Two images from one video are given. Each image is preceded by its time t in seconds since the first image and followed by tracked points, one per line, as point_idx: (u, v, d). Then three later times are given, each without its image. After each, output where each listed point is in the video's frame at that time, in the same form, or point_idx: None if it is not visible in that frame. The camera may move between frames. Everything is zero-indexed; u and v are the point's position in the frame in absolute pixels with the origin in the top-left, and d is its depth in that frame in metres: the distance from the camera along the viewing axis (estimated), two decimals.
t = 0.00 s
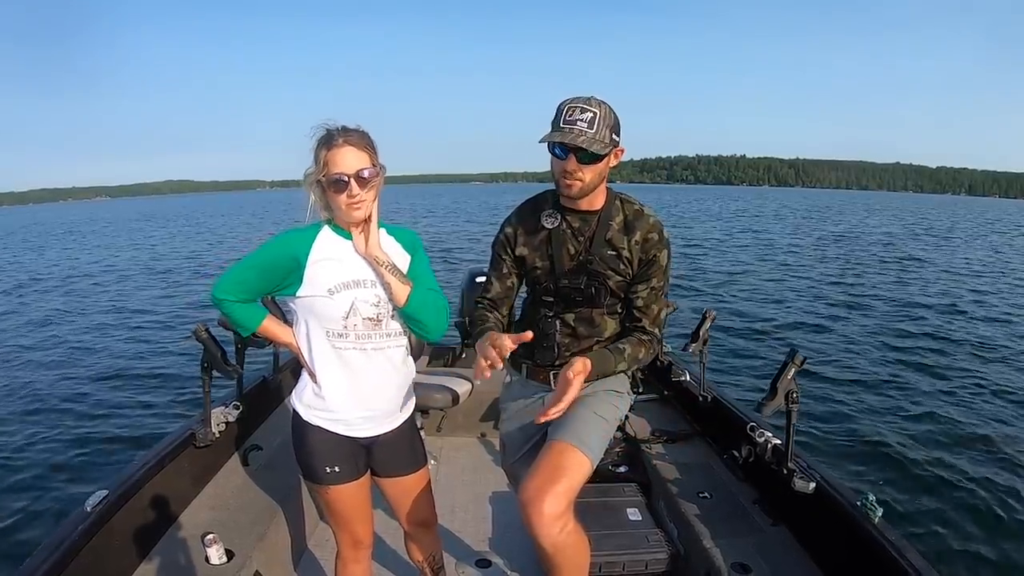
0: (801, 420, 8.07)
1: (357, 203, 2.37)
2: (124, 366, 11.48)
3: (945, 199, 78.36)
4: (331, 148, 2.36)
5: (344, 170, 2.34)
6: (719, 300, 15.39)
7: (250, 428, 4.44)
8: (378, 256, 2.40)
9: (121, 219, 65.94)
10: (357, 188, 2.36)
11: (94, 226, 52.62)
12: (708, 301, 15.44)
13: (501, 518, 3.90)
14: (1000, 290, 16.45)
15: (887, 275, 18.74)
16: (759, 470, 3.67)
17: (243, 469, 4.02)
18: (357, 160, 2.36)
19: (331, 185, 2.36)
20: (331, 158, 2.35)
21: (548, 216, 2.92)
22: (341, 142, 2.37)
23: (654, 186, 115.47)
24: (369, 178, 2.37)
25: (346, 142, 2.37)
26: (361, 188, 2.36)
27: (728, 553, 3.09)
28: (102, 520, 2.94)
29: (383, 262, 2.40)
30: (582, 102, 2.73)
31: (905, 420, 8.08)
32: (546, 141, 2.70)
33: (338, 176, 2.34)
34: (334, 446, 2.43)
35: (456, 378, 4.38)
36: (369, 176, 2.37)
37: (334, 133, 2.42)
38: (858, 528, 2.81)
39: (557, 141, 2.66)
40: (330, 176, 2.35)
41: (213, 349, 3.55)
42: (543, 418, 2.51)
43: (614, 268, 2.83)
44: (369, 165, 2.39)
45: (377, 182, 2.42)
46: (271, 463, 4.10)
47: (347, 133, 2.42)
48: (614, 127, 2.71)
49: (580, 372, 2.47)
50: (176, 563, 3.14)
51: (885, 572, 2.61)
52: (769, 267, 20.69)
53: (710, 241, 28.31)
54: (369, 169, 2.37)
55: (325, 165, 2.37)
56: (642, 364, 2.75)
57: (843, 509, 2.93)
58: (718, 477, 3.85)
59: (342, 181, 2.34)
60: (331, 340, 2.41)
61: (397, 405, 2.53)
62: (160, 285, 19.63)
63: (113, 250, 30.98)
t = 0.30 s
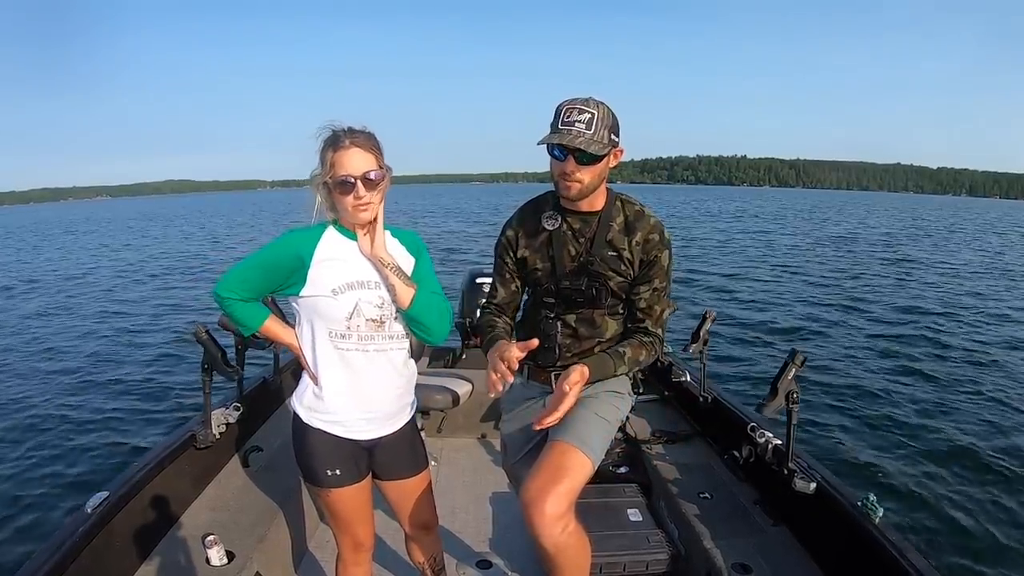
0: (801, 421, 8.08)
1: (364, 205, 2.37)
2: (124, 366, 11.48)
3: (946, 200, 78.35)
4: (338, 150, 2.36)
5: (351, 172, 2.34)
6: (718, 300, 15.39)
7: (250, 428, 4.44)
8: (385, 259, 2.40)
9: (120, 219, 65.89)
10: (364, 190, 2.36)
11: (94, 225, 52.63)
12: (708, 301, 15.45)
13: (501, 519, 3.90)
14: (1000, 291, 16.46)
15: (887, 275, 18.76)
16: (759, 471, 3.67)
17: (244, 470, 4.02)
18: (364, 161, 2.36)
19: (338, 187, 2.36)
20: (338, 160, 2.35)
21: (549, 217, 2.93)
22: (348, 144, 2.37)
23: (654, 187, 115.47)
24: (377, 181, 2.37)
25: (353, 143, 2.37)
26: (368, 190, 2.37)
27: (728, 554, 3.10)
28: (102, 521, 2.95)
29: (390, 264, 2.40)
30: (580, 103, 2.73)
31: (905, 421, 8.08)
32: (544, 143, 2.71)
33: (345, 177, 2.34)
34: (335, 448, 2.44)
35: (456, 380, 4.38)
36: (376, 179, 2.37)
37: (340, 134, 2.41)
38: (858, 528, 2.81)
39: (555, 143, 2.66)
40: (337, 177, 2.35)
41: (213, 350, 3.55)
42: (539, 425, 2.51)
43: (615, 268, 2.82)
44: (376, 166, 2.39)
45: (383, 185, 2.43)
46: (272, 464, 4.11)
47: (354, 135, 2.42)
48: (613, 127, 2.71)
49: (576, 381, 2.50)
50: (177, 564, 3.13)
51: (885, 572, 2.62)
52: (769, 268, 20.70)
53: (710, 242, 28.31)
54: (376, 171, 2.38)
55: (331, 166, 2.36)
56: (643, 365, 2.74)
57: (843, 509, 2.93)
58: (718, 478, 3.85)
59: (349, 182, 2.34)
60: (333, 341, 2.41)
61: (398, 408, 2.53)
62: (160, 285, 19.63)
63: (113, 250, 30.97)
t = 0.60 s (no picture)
0: (800, 421, 8.09)
1: (365, 205, 2.37)
2: (124, 366, 11.49)
3: (946, 200, 78.31)
4: (338, 149, 2.36)
5: (351, 171, 2.34)
6: (719, 301, 15.40)
7: (250, 428, 4.44)
8: (386, 259, 2.40)
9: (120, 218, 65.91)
10: (365, 190, 2.36)
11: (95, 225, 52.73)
12: (708, 301, 15.45)
13: (500, 519, 3.90)
14: (999, 291, 16.48)
15: (886, 276, 18.79)
16: (758, 472, 3.67)
17: (243, 470, 4.02)
18: (365, 160, 2.35)
19: (338, 186, 2.35)
20: (338, 159, 2.35)
21: (548, 217, 2.93)
22: (349, 143, 2.37)
23: (654, 187, 115.47)
24: (378, 181, 2.38)
25: (355, 143, 2.37)
26: (370, 190, 2.36)
27: (727, 555, 3.10)
28: (101, 520, 2.95)
29: (391, 265, 2.41)
30: (567, 99, 2.74)
31: (904, 422, 8.09)
32: (533, 140, 2.72)
33: (346, 176, 2.33)
34: (335, 449, 2.43)
35: (455, 380, 4.38)
36: (377, 178, 2.37)
37: (341, 133, 2.41)
38: (857, 528, 2.82)
39: (543, 139, 2.67)
40: (337, 176, 2.35)
41: (213, 350, 3.55)
42: (539, 422, 2.51)
43: (615, 268, 2.82)
44: (377, 166, 2.39)
45: (384, 184, 2.42)
46: (271, 464, 4.10)
47: (355, 135, 2.42)
48: (601, 121, 2.71)
49: (574, 381, 2.50)
50: (176, 563, 3.13)
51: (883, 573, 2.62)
52: (769, 268, 20.72)
53: (710, 242, 28.33)
54: (377, 171, 2.37)
55: (332, 166, 2.37)
56: (641, 366, 2.74)
57: (842, 510, 2.93)
58: (717, 478, 3.85)
59: (350, 182, 2.33)
60: (333, 342, 2.40)
61: (398, 409, 2.53)
62: (161, 284, 19.66)
63: (114, 250, 31.03)
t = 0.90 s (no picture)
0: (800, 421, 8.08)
1: (365, 203, 2.36)
2: (124, 365, 11.50)
3: (946, 199, 78.20)
4: (337, 147, 2.36)
5: (351, 170, 2.34)
6: (719, 300, 15.40)
7: (249, 427, 4.44)
8: (387, 257, 2.40)
9: (123, 218, 66.10)
10: (365, 187, 2.35)
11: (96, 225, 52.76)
12: (708, 301, 15.44)
13: (499, 518, 3.90)
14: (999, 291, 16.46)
15: (886, 276, 18.78)
16: (758, 472, 3.66)
17: (243, 469, 4.02)
18: (364, 159, 2.35)
19: (338, 185, 2.35)
20: (338, 158, 2.34)
21: (549, 217, 2.93)
22: (347, 142, 2.37)
23: (654, 187, 115.43)
24: (378, 179, 2.37)
25: (353, 141, 2.37)
26: (369, 187, 2.36)
27: (727, 556, 3.09)
28: (101, 518, 2.95)
29: (392, 263, 2.40)
30: (557, 105, 2.74)
31: (904, 422, 8.08)
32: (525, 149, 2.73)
33: (345, 175, 2.33)
34: (337, 449, 2.43)
35: (455, 380, 4.38)
36: (377, 176, 2.37)
37: (339, 132, 2.41)
38: (855, 529, 2.82)
39: (534, 147, 2.68)
40: (337, 175, 2.35)
41: (213, 349, 3.55)
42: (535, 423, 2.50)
43: (614, 268, 2.81)
44: (376, 164, 2.38)
45: (384, 182, 2.42)
46: (270, 463, 4.10)
47: (353, 133, 2.41)
48: (592, 124, 2.69)
49: (572, 381, 2.49)
50: (174, 562, 3.13)
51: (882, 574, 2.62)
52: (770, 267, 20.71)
53: (710, 242, 28.30)
54: (377, 169, 2.37)
55: (331, 165, 2.36)
56: (641, 366, 2.73)
57: (841, 510, 2.93)
58: (717, 478, 3.84)
59: (349, 181, 2.33)
60: (335, 341, 2.40)
61: (401, 408, 2.53)
62: (162, 284, 19.68)
63: (115, 250, 31.07)
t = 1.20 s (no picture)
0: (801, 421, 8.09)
1: (364, 203, 2.36)
2: (126, 365, 11.53)
3: (947, 199, 78.09)
4: (336, 147, 2.36)
5: (350, 170, 2.34)
6: (719, 300, 15.41)
7: (250, 427, 4.44)
8: (387, 256, 2.40)
9: (125, 219, 66.23)
10: (366, 186, 2.35)
11: (99, 226, 52.91)
12: (709, 301, 15.44)
13: (500, 518, 3.90)
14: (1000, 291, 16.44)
15: (887, 275, 18.75)
16: (758, 472, 3.66)
17: (243, 468, 4.02)
18: (363, 159, 2.35)
19: (337, 185, 2.35)
20: (337, 158, 2.34)
21: (552, 218, 2.93)
22: (346, 142, 2.37)
23: (655, 186, 115.40)
24: (377, 178, 2.37)
25: (352, 141, 2.37)
26: (369, 187, 2.36)
27: (727, 555, 3.10)
28: (101, 518, 2.95)
29: (392, 261, 2.40)
30: (563, 104, 2.74)
31: (905, 422, 8.08)
32: (532, 147, 2.72)
33: (345, 175, 2.33)
34: (340, 449, 2.43)
35: (455, 380, 4.39)
36: (376, 174, 2.37)
37: (337, 133, 2.41)
38: (855, 528, 2.82)
39: (540, 145, 2.67)
40: (337, 175, 2.35)
41: (213, 348, 3.55)
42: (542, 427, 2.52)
43: (617, 269, 2.81)
44: (375, 164, 2.38)
45: (384, 180, 2.42)
46: (271, 462, 4.10)
47: (352, 133, 2.41)
48: (598, 125, 2.70)
49: (575, 382, 2.50)
50: (175, 561, 3.13)
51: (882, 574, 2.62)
52: (770, 267, 20.70)
53: (711, 242, 28.28)
54: (376, 168, 2.37)
55: (331, 165, 2.36)
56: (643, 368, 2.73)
57: (842, 510, 2.92)
58: (717, 478, 3.84)
59: (349, 180, 2.33)
60: (337, 341, 2.40)
61: (404, 408, 2.52)
62: (163, 285, 19.72)
63: (117, 250, 31.15)
